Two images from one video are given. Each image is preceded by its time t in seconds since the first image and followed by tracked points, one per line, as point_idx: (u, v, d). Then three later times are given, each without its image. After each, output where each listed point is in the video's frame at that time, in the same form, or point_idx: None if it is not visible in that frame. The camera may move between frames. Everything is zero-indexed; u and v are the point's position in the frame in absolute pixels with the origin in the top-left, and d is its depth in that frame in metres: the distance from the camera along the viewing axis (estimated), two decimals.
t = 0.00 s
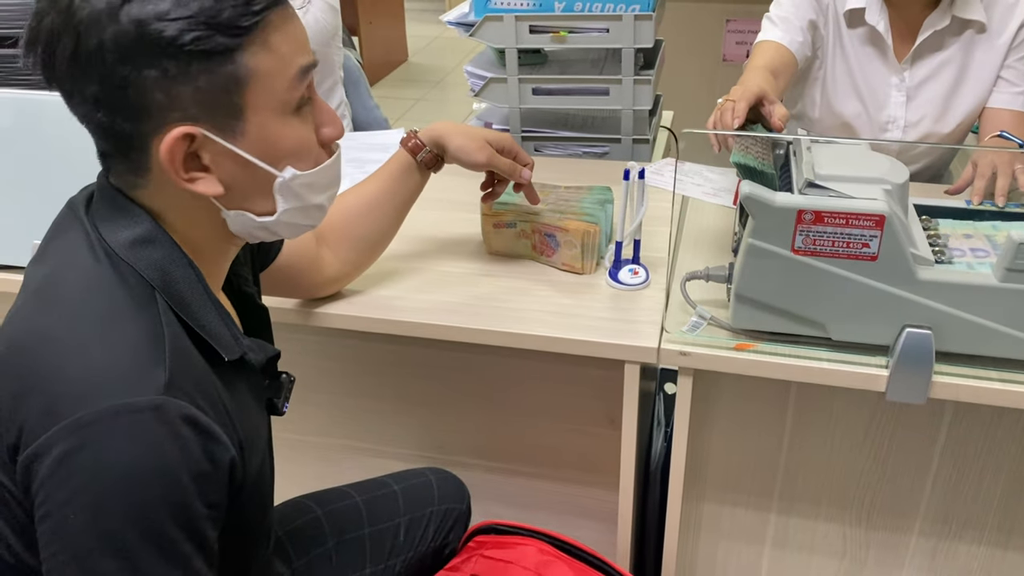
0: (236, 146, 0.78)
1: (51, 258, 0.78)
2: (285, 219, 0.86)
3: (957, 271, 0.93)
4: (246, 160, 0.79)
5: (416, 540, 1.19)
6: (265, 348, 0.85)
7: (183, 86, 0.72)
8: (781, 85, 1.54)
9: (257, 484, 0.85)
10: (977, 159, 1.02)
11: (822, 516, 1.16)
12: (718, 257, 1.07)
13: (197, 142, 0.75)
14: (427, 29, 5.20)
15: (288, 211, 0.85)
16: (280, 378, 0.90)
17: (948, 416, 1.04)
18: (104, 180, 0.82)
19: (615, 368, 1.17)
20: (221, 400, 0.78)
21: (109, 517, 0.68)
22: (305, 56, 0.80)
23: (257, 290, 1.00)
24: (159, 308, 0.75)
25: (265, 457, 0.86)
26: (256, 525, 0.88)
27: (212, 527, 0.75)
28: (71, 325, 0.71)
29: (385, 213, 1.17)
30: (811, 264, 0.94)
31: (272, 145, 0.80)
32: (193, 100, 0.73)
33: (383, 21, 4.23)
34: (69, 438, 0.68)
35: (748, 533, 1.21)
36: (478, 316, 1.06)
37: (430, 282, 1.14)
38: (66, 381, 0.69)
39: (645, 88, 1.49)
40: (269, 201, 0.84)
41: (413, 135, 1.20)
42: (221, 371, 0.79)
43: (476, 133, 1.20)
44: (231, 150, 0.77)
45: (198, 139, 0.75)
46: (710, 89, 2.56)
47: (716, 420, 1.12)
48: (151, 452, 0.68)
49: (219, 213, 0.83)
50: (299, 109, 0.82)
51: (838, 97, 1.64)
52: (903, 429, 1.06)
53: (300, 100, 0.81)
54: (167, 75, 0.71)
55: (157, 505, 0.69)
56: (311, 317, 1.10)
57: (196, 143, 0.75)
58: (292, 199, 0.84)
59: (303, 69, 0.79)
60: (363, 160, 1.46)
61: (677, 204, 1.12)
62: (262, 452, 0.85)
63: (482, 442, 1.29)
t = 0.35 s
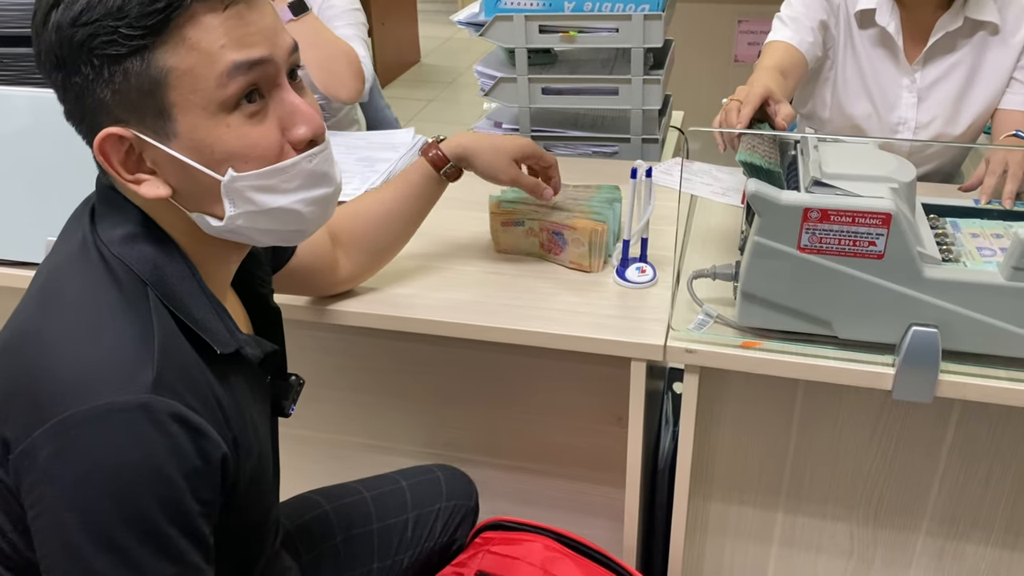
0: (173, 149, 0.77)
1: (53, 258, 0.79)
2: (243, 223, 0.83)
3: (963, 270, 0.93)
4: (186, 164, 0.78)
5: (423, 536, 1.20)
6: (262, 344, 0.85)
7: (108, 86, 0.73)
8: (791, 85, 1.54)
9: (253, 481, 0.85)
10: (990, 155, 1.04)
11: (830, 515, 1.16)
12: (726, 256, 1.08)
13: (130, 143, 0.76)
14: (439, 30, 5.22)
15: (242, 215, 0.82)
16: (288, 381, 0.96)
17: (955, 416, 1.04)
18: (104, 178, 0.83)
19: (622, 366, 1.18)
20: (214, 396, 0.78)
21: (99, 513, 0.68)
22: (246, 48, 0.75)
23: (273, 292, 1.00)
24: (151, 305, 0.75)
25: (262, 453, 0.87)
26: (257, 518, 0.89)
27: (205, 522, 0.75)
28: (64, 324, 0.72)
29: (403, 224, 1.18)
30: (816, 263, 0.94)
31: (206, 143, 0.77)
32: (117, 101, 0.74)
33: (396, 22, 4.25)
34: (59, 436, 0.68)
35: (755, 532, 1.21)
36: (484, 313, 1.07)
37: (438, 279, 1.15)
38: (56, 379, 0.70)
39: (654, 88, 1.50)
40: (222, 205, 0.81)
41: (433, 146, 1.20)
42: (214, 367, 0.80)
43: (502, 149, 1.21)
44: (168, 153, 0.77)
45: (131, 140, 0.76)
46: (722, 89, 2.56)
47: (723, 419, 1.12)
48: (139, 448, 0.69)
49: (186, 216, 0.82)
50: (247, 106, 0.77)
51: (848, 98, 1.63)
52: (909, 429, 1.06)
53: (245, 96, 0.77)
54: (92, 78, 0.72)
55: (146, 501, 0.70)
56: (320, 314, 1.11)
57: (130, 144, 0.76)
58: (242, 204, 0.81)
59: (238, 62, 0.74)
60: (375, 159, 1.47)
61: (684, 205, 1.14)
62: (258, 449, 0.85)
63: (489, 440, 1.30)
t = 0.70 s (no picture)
0: (181, 149, 0.77)
1: (62, 258, 0.79)
2: (251, 222, 0.83)
3: (971, 270, 0.93)
4: (194, 164, 0.78)
5: (429, 535, 1.21)
6: (269, 345, 0.86)
7: (116, 87, 0.74)
8: (799, 87, 1.55)
9: (258, 481, 0.86)
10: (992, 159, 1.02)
11: (837, 516, 1.15)
12: (732, 256, 1.07)
13: (139, 143, 0.77)
14: (449, 31, 5.23)
15: (250, 214, 0.82)
16: (294, 382, 0.97)
17: (963, 417, 1.03)
18: (113, 179, 0.83)
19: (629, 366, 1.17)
20: (221, 395, 0.78)
21: (106, 511, 0.69)
22: (252, 47, 0.75)
23: (282, 292, 1.01)
24: (159, 304, 0.76)
25: (268, 453, 0.87)
26: (263, 518, 0.89)
27: (212, 520, 0.76)
28: (73, 324, 0.73)
29: (416, 234, 1.18)
30: (823, 263, 0.94)
31: (213, 143, 0.77)
32: (125, 102, 0.74)
33: (405, 23, 4.26)
34: (67, 435, 0.69)
35: (762, 533, 1.20)
36: (491, 312, 1.07)
37: (444, 279, 1.16)
38: (65, 378, 0.70)
39: (661, 89, 1.49)
40: (231, 205, 0.82)
41: (455, 160, 1.20)
42: (222, 367, 0.80)
43: (521, 170, 1.18)
44: (176, 153, 0.77)
45: (139, 140, 0.76)
46: (731, 89, 2.55)
47: (730, 420, 1.12)
48: (147, 446, 0.69)
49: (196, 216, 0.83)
50: (253, 105, 0.78)
51: (856, 98, 1.63)
52: (917, 431, 1.06)
53: (251, 95, 0.77)
54: (101, 80, 0.73)
55: (153, 500, 0.70)
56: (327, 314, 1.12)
57: (139, 145, 0.77)
58: (251, 203, 0.81)
59: (243, 61, 0.75)
60: (383, 160, 1.47)
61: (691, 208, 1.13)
62: (264, 448, 0.86)
63: (496, 440, 1.30)
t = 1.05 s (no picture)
0: (192, 150, 0.78)
1: (74, 257, 0.80)
2: (260, 223, 0.84)
3: (980, 271, 0.92)
4: (204, 164, 0.79)
5: (437, 534, 1.21)
6: (278, 344, 0.86)
7: (130, 88, 0.74)
8: (808, 86, 1.54)
9: (267, 480, 0.86)
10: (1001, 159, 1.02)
11: (845, 517, 1.15)
12: (739, 257, 1.08)
13: (150, 143, 0.77)
14: (456, 32, 5.23)
15: (259, 215, 0.83)
16: (304, 381, 0.97)
17: (971, 418, 1.03)
18: (125, 179, 0.84)
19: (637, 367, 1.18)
20: (231, 393, 0.79)
21: (118, 506, 0.69)
22: (264, 50, 0.76)
23: (291, 292, 1.01)
24: (170, 303, 0.76)
25: (276, 451, 0.87)
26: (272, 515, 0.90)
27: (221, 516, 0.76)
28: (86, 321, 0.73)
29: (426, 237, 1.18)
30: (832, 264, 0.94)
31: (224, 145, 0.78)
32: (137, 102, 0.75)
33: (412, 24, 4.27)
34: (79, 431, 0.69)
35: (770, 534, 1.20)
36: (499, 313, 1.07)
37: (453, 280, 1.16)
38: (78, 375, 0.71)
39: (669, 89, 1.50)
40: (240, 205, 0.82)
41: (469, 163, 1.20)
42: (231, 365, 0.81)
43: (530, 175, 1.18)
44: (186, 154, 0.78)
45: (150, 140, 0.77)
46: (738, 90, 2.55)
47: (738, 420, 1.12)
48: (157, 442, 0.70)
49: (205, 216, 0.84)
50: (265, 108, 0.78)
51: (865, 97, 1.62)
52: (925, 432, 1.06)
53: (263, 98, 0.78)
54: (115, 80, 0.74)
55: (164, 495, 0.70)
56: (336, 314, 1.12)
57: (150, 145, 0.77)
58: (259, 204, 0.82)
59: (255, 64, 0.75)
60: (391, 161, 1.48)
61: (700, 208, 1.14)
62: (273, 446, 0.86)
63: (504, 440, 1.30)
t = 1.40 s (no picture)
0: (207, 154, 0.79)
1: (91, 260, 0.81)
2: (273, 225, 0.85)
3: (988, 275, 0.93)
4: (219, 168, 0.80)
5: (446, 535, 1.22)
6: (289, 347, 0.87)
7: (147, 92, 0.75)
8: (816, 90, 1.54)
9: (279, 481, 0.87)
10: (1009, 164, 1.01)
11: (851, 520, 1.16)
12: (747, 259, 1.08)
13: (166, 147, 0.78)
14: (464, 33, 5.24)
15: (272, 218, 0.83)
16: (315, 384, 0.98)
17: (978, 422, 1.03)
18: (141, 182, 0.85)
19: (645, 369, 1.18)
20: (244, 394, 0.80)
21: (133, 505, 0.70)
22: (280, 56, 0.77)
23: (302, 295, 1.02)
24: (185, 306, 0.77)
25: (288, 453, 0.88)
26: (282, 516, 0.91)
27: (234, 516, 0.77)
28: (103, 322, 0.74)
29: (437, 239, 1.19)
30: (839, 267, 0.95)
31: (239, 149, 0.79)
32: (155, 105, 0.76)
33: (420, 25, 4.28)
34: (96, 431, 0.70)
35: (777, 536, 1.21)
36: (508, 315, 1.08)
37: (462, 282, 1.17)
38: (94, 376, 0.72)
39: (677, 92, 1.50)
40: (254, 209, 0.83)
41: (479, 168, 1.21)
42: (244, 367, 0.81)
43: (540, 177, 1.19)
44: (202, 158, 0.79)
45: (166, 144, 0.78)
46: (746, 92, 2.55)
47: (745, 423, 1.12)
48: (172, 443, 0.71)
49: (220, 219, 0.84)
50: (279, 112, 0.79)
51: (873, 103, 1.63)
52: (932, 435, 1.06)
53: (278, 103, 0.79)
54: (133, 84, 0.75)
55: (178, 494, 0.71)
56: (346, 316, 1.13)
57: (166, 148, 0.78)
58: (273, 207, 0.83)
59: (271, 70, 0.76)
60: (400, 163, 1.49)
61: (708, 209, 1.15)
62: (284, 448, 0.87)
63: (512, 441, 1.31)
